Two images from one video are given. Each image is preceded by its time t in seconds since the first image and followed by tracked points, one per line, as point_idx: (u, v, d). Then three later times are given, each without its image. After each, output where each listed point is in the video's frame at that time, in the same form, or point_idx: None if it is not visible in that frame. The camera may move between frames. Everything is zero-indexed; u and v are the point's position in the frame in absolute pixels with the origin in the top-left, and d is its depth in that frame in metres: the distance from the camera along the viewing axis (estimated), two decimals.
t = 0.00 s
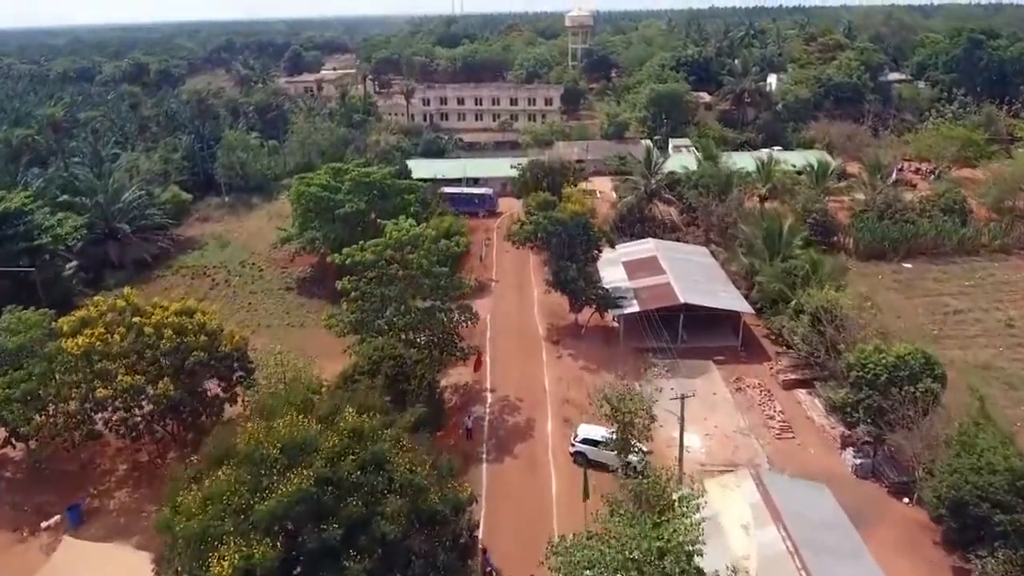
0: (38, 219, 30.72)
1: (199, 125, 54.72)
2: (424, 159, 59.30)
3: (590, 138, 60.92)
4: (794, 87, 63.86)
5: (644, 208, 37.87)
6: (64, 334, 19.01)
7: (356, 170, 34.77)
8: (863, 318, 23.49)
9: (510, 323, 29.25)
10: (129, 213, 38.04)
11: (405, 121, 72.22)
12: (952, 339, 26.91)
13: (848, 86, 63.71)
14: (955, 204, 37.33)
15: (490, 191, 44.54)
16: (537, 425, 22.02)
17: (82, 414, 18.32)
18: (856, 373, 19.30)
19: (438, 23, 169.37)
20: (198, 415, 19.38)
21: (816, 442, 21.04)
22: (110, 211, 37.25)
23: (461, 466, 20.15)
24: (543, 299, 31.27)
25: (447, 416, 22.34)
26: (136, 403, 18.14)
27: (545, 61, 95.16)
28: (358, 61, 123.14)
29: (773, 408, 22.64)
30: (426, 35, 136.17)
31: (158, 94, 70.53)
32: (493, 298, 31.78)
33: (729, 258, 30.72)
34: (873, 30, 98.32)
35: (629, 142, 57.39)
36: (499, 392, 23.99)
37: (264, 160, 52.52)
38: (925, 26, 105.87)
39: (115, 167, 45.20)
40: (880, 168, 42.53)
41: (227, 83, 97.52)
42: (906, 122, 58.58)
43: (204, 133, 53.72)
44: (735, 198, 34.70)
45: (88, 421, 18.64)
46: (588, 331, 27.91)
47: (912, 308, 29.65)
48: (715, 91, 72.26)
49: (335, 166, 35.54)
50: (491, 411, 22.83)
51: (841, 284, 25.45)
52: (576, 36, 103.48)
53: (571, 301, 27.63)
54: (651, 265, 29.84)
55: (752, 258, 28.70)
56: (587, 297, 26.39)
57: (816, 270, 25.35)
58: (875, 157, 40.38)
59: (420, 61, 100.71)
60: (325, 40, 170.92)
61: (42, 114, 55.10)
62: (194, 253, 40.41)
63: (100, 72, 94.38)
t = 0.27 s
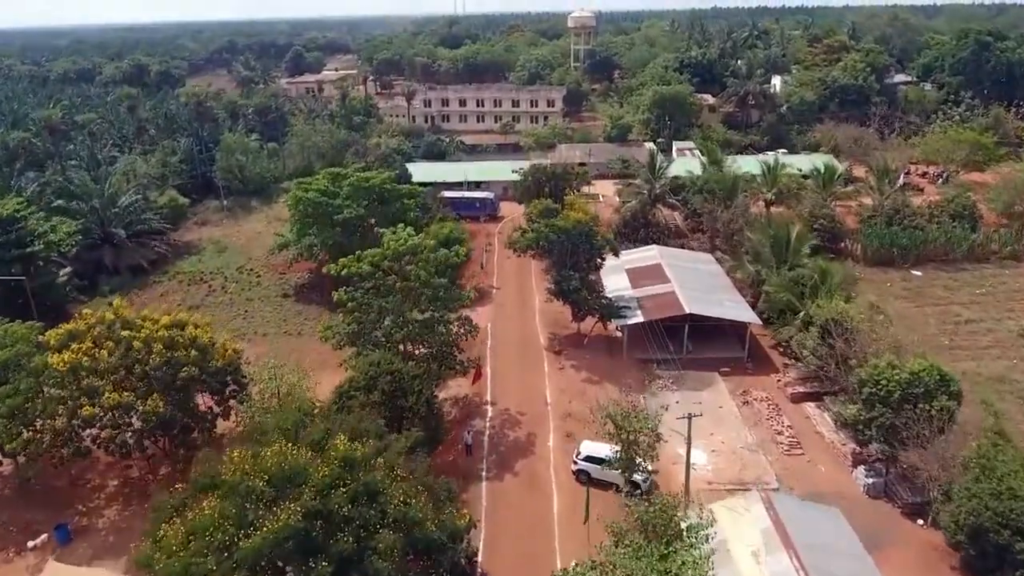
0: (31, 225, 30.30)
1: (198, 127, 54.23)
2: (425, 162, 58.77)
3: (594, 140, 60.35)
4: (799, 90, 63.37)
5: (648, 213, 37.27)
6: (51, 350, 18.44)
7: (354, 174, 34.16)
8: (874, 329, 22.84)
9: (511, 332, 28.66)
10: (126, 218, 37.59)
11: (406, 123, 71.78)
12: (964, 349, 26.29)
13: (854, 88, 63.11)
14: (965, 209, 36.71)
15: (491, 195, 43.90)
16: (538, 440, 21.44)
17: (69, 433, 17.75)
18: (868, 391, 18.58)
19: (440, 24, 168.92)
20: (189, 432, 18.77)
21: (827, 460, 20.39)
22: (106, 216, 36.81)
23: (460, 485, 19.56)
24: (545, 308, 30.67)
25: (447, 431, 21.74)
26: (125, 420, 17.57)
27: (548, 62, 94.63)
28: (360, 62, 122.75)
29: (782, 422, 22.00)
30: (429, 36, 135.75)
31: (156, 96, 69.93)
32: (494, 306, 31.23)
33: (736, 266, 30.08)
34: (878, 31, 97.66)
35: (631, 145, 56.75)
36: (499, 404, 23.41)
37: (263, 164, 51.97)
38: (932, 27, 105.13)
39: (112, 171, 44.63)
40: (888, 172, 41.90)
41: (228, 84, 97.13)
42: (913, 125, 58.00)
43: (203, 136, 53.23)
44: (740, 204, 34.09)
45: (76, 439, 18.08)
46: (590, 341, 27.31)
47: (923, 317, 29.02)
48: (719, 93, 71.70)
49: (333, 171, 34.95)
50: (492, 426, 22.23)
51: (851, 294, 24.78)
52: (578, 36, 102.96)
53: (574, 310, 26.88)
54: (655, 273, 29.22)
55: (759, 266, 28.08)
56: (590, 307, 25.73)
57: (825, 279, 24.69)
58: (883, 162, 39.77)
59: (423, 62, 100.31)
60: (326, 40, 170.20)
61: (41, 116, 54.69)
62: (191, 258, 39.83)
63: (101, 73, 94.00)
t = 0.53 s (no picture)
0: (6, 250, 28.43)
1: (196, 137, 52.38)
2: (431, 173, 56.70)
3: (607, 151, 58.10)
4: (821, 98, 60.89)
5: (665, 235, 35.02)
6: None
7: (353, 195, 32.06)
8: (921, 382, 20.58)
9: (518, 371, 26.53)
10: (113, 238, 35.71)
11: (413, 131, 69.79)
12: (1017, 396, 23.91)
13: (879, 97, 60.51)
14: (1006, 233, 34.28)
15: (499, 213, 41.65)
16: (546, 505, 19.30)
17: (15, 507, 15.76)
18: (923, 465, 16.27)
19: (450, 25, 167.01)
20: (155, 502, 16.75)
21: (871, 534, 18.10)
22: (92, 236, 34.94)
23: (458, 561, 17.44)
24: (554, 343, 28.50)
25: (445, 493, 19.63)
26: (78, 494, 15.55)
27: (559, 66, 92.39)
28: (368, 65, 120.92)
29: (818, 486, 19.73)
30: (438, 38, 133.80)
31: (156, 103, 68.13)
32: (500, 339, 29.15)
33: (762, 299, 27.76)
34: (901, 35, 94.86)
35: (646, 156, 54.44)
36: (504, 459, 21.29)
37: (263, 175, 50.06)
38: (955, 30, 102.13)
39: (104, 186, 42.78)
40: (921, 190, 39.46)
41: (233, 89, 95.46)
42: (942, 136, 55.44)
43: (201, 146, 51.35)
44: (765, 228, 31.82)
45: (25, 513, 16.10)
46: (604, 382, 25.13)
47: (967, 356, 26.63)
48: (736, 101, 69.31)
49: (330, 191, 32.85)
50: (495, 487, 20.08)
51: (892, 338, 22.50)
52: (590, 40, 100.73)
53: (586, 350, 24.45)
54: (674, 306, 26.99)
55: (788, 301, 25.80)
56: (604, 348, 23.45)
57: (864, 321, 22.39)
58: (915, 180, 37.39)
59: (432, 66, 98.29)
60: (335, 42, 168.42)
61: (35, 125, 52.97)
62: (182, 278, 37.89)
63: (104, 77, 92.49)
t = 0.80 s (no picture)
0: None
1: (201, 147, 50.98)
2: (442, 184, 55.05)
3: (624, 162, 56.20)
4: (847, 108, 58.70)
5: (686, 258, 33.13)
6: None
7: (355, 217, 30.30)
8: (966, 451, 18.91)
9: (527, 412, 24.69)
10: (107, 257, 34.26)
11: (424, 138, 68.14)
12: None
13: (907, 106, 58.13)
14: None
15: (511, 231, 39.80)
16: None
17: None
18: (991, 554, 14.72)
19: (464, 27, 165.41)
20: None
21: None
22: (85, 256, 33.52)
23: None
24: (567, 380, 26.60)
25: (445, 561, 17.82)
26: None
27: (575, 70, 90.48)
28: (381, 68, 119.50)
29: (860, 559, 17.68)
30: (452, 40, 132.23)
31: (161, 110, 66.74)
32: (510, 374, 27.33)
33: (793, 335, 25.82)
34: (927, 40, 92.20)
35: (663, 168, 52.50)
36: (510, 518, 19.46)
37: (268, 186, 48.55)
38: (983, 34, 99.24)
39: (102, 200, 41.37)
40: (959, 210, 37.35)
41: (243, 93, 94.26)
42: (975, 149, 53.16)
43: (205, 156, 49.94)
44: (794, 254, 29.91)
45: None
46: (620, 427, 23.18)
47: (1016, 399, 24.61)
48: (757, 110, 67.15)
49: (332, 212, 31.06)
50: (500, 553, 18.26)
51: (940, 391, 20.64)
52: (607, 44, 98.74)
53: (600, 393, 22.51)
54: (697, 343, 25.06)
55: (822, 340, 23.84)
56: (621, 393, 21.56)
57: (912, 372, 20.48)
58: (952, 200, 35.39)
59: (445, 69, 96.61)
60: (348, 44, 167.18)
61: (37, 135, 51.78)
62: (179, 297, 36.30)
63: (114, 81, 91.60)
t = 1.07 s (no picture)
0: None
1: (205, 156, 49.64)
2: (452, 195, 53.49)
3: (640, 173, 54.45)
4: (873, 117, 56.69)
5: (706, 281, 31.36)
6: None
7: (357, 238, 28.58)
8: None
9: (537, 455, 22.97)
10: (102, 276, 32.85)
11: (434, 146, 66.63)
12: None
13: (937, 116, 56.35)
14: None
15: (521, 247, 38.08)
16: None
17: None
18: None
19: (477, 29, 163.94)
20: None
21: None
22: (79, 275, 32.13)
23: None
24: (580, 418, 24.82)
25: None
26: None
27: (590, 74, 88.72)
28: (392, 71, 118.12)
29: None
30: (465, 43, 130.71)
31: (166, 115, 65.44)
32: (518, 409, 25.69)
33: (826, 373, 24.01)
34: (952, 45, 89.91)
35: (681, 180, 50.66)
36: None
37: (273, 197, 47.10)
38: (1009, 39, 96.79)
39: (100, 213, 39.98)
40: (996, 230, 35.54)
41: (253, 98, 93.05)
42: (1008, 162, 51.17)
43: (209, 166, 48.59)
44: (824, 283, 28.17)
45: None
46: (637, 475, 21.44)
47: None
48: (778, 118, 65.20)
49: (333, 232, 29.26)
50: None
51: (990, 450, 18.89)
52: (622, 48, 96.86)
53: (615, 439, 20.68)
54: (721, 384, 23.29)
55: (857, 383, 22.09)
56: (641, 442, 19.77)
57: (962, 430, 18.74)
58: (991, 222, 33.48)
59: (457, 73, 94.98)
60: (360, 45, 165.76)
61: (38, 143, 50.57)
62: (177, 316, 34.86)
63: (123, 85, 90.59)
